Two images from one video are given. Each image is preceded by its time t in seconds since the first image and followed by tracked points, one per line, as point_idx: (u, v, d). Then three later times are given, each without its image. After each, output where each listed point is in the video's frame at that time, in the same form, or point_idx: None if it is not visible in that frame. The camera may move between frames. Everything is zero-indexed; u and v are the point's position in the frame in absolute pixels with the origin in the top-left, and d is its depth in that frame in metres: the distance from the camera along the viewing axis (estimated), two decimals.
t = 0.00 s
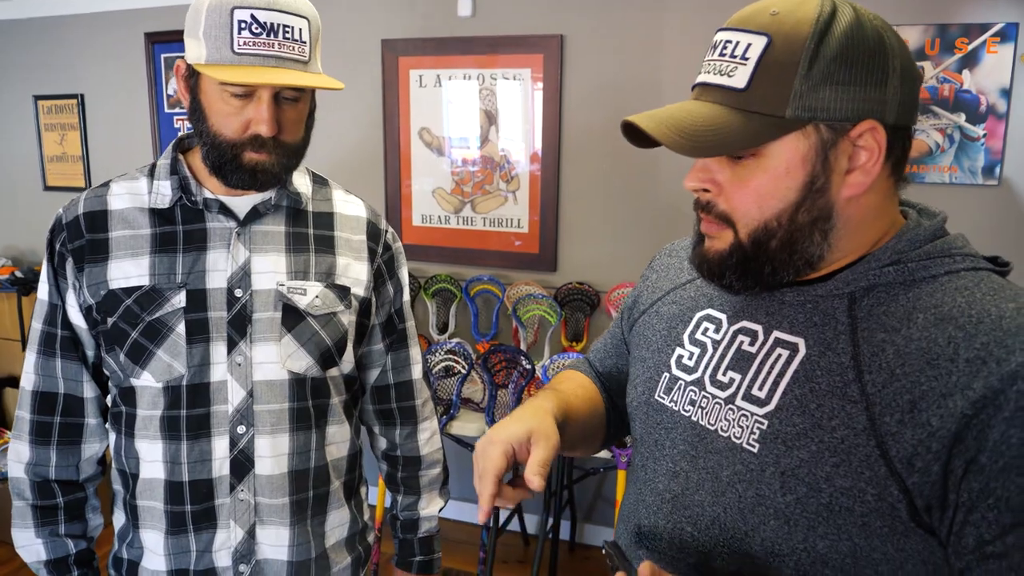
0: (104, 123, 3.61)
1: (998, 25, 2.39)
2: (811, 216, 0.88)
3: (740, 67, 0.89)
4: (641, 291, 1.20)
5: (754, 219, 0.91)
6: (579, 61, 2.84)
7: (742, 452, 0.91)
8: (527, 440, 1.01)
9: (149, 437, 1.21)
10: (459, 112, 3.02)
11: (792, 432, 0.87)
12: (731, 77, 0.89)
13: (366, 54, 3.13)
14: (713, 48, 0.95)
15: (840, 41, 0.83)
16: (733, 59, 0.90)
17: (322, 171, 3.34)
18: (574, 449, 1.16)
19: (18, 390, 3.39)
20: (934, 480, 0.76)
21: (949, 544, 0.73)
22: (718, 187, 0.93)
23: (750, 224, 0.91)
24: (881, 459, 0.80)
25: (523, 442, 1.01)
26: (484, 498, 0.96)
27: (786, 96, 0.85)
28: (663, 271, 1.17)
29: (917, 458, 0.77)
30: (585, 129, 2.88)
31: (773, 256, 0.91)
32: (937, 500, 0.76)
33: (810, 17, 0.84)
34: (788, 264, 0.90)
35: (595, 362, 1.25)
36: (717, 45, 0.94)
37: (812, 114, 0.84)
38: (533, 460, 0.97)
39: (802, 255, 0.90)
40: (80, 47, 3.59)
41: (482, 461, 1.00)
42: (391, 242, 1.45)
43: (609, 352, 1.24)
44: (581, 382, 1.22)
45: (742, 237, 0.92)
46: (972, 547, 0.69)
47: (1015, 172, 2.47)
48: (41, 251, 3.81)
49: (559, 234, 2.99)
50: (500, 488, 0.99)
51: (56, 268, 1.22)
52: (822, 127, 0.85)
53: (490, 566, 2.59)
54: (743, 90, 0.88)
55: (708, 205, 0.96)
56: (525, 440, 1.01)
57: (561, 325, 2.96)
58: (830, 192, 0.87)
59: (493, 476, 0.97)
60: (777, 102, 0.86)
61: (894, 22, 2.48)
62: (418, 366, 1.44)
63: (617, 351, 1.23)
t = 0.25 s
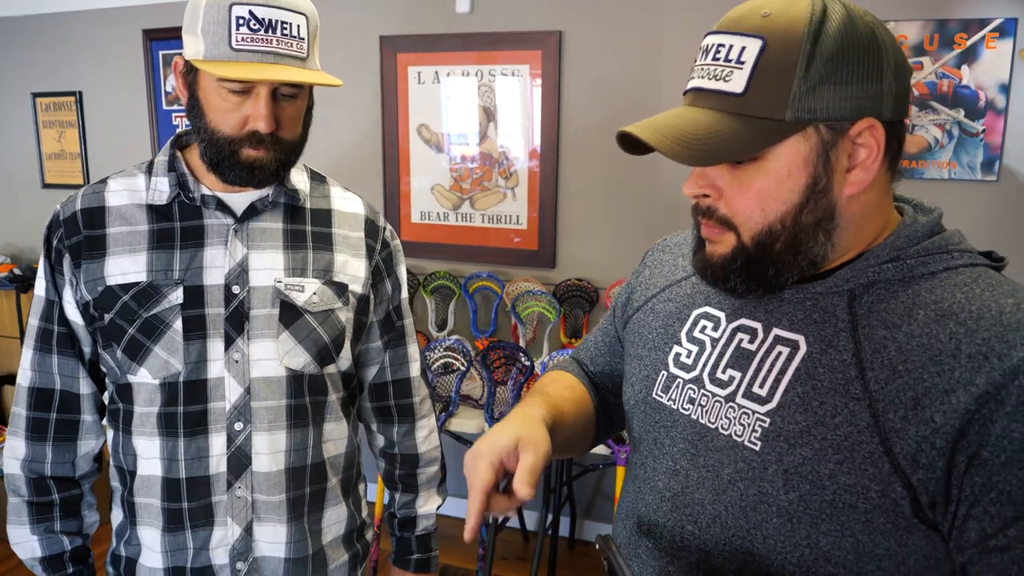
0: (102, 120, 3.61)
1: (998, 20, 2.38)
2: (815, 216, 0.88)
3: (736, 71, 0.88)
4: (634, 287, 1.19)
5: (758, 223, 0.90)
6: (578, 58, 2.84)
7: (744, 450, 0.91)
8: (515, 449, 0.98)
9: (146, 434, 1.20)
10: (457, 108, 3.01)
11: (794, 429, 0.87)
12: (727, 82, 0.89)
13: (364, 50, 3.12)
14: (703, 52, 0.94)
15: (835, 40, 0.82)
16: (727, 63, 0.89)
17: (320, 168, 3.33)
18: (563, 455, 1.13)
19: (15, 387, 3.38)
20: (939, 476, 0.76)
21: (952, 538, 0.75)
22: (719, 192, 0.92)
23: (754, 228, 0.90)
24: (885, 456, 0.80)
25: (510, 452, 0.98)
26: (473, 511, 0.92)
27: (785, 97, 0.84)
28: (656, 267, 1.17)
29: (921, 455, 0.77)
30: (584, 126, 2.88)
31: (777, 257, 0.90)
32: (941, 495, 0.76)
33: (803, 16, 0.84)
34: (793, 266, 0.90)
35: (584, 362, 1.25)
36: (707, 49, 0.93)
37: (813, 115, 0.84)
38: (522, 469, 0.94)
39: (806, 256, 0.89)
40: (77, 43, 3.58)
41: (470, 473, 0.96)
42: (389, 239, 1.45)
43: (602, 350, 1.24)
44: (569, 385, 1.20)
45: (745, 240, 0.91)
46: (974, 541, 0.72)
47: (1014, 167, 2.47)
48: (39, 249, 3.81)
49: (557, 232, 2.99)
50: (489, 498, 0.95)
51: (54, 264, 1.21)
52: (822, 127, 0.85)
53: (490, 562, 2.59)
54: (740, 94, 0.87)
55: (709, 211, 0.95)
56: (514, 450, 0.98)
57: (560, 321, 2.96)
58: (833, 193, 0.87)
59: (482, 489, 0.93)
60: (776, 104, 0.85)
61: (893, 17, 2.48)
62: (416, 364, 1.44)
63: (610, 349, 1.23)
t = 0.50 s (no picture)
0: (101, 121, 3.61)
1: (997, 18, 2.38)
2: (806, 212, 0.88)
3: (732, 64, 0.88)
4: (630, 287, 1.19)
5: (749, 217, 0.91)
6: (577, 58, 2.84)
7: (742, 451, 0.91)
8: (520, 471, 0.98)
9: (146, 434, 1.20)
10: (456, 108, 3.01)
11: (792, 430, 0.87)
12: (723, 74, 0.89)
13: (364, 50, 3.12)
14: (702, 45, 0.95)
15: (831, 39, 0.83)
16: (724, 55, 0.89)
17: (320, 168, 3.33)
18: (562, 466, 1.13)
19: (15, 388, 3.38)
20: (938, 476, 0.76)
21: (951, 536, 0.75)
22: (712, 184, 0.93)
23: (744, 222, 0.91)
24: (884, 456, 0.80)
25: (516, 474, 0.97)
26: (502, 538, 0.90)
27: (779, 92, 0.85)
28: (652, 268, 1.17)
29: (920, 455, 0.77)
30: (583, 125, 2.88)
31: (768, 253, 0.90)
32: (940, 494, 0.76)
33: (801, 14, 0.84)
34: (784, 262, 0.90)
35: (582, 364, 1.26)
36: (707, 42, 0.93)
37: (805, 110, 0.84)
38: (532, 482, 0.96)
39: (797, 251, 0.89)
40: (77, 44, 3.59)
41: (483, 505, 0.95)
42: (390, 241, 1.45)
43: (598, 352, 1.24)
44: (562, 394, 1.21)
45: (737, 235, 0.92)
46: (974, 539, 0.72)
47: (1013, 166, 2.47)
48: (39, 250, 3.81)
49: (557, 232, 2.99)
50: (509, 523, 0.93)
51: (55, 264, 1.22)
52: (814, 123, 0.85)
53: (490, 562, 2.60)
54: (736, 87, 0.88)
55: (702, 204, 0.95)
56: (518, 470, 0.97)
57: (559, 321, 2.96)
58: (824, 188, 0.87)
59: (501, 513, 0.93)
60: (770, 97, 0.86)
61: (892, 16, 2.48)
62: (417, 365, 1.44)
63: (606, 351, 1.23)
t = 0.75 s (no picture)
0: (101, 121, 3.61)
1: (996, 17, 2.39)
2: (790, 205, 0.89)
3: (725, 55, 0.90)
4: (630, 287, 1.20)
5: (735, 208, 0.92)
6: (576, 57, 2.84)
7: (732, 447, 0.91)
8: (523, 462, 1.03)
9: (147, 434, 1.21)
10: (456, 108, 3.01)
11: (782, 426, 0.88)
12: (716, 65, 0.91)
13: (363, 50, 3.12)
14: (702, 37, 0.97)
15: (824, 35, 0.84)
16: (719, 47, 0.91)
17: (320, 168, 3.34)
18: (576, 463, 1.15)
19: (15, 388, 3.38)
20: (924, 472, 0.77)
21: (937, 532, 0.76)
22: (701, 175, 0.94)
23: (730, 213, 0.92)
24: (871, 452, 0.81)
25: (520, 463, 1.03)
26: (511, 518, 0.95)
27: (767, 84, 0.86)
28: (652, 267, 1.17)
29: (906, 450, 0.78)
30: (583, 124, 2.89)
31: (753, 244, 0.91)
32: (926, 490, 0.77)
33: (797, 10, 0.85)
34: (768, 255, 0.91)
35: (586, 365, 1.26)
36: (706, 34, 0.95)
37: (793, 103, 0.85)
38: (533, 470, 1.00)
39: (782, 245, 0.90)
40: (76, 44, 3.59)
41: (492, 495, 1.00)
42: (391, 242, 1.45)
43: (601, 353, 1.25)
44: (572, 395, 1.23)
45: (723, 226, 0.93)
46: (960, 536, 0.73)
47: (1012, 165, 2.47)
48: (39, 250, 3.81)
49: (556, 232, 3.00)
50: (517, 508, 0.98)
51: (57, 264, 1.22)
52: (801, 117, 0.86)
53: (490, 562, 2.60)
54: (727, 78, 0.89)
55: (691, 193, 0.96)
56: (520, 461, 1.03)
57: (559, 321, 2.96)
58: (808, 182, 0.88)
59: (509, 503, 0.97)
60: (758, 89, 0.87)
61: (891, 15, 2.48)
62: (416, 367, 1.45)
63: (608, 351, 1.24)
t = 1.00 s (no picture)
0: (99, 121, 3.60)
1: (993, 17, 2.39)
2: (780, 198, 0.90)
3: (720, 50, 0.91)
4: (632, 284, 1.20)
5: (726, 200, 0.93)
6: (575, 57, 2.84)
7: (720, 440, 0.92)
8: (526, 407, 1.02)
9: (148, 436, 1.21)
10: (454, 108, 3.01)
11: (767, 419, 0.88)
12: (711, 59, 0.92)
13: (362, 51, 3.12)
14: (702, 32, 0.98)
15: (817, 32, 0.84)
16: (715, 42, 0.92)
17: (318, 168, 3.34)
18: (550, 443, 1.13)
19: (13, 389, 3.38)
20: (903, 466, 0.76)
21: (919, 529, 0.75)
22: (696, 168, 0.95)
23: (723, 205, 0.93)
24: (852, 446, 0.81)
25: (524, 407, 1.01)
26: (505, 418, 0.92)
27: (758, 79, 0.87)
28: (654, 264, 1.18)
29: (887, 445, 0.78)
30: (581, 125, 2.89)
31: (743, 236, 0.92)
32: (906, 486, 0.77)
33: (792, 6, 0.86)
34: (758, 247, 0.92)
35: (586, 356, 1.27)
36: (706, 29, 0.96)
37: (784, 98, 0.86)
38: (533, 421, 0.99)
39: (772, 238, 0.91)
40: (74, 45, 3.58)
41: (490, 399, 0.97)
42: (390, 244, 1.46)
43: (602, 343, 1.26)
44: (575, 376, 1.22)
45: (716, 218, 0.94)
46: (940, 532, 0.72)
47: (1009, 165, 2.48)
48: (36, 250, 3.81)
49: (554, 232, 3.00)
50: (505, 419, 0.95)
51: (56, 265, 1.22)
52: (793, 111, 0.87)
53: (489, 562, 2.60)
54: (720, 72, 0.90)
55: (686, 185, 0.97)
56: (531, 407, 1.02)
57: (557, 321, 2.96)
58: (798, 176, 0.89)
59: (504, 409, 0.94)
60: (752, 83, 0.88)
61: (888, 15, 2.48)
62: (414, 369, 1.45)
63: (610, 345, 1.25)
